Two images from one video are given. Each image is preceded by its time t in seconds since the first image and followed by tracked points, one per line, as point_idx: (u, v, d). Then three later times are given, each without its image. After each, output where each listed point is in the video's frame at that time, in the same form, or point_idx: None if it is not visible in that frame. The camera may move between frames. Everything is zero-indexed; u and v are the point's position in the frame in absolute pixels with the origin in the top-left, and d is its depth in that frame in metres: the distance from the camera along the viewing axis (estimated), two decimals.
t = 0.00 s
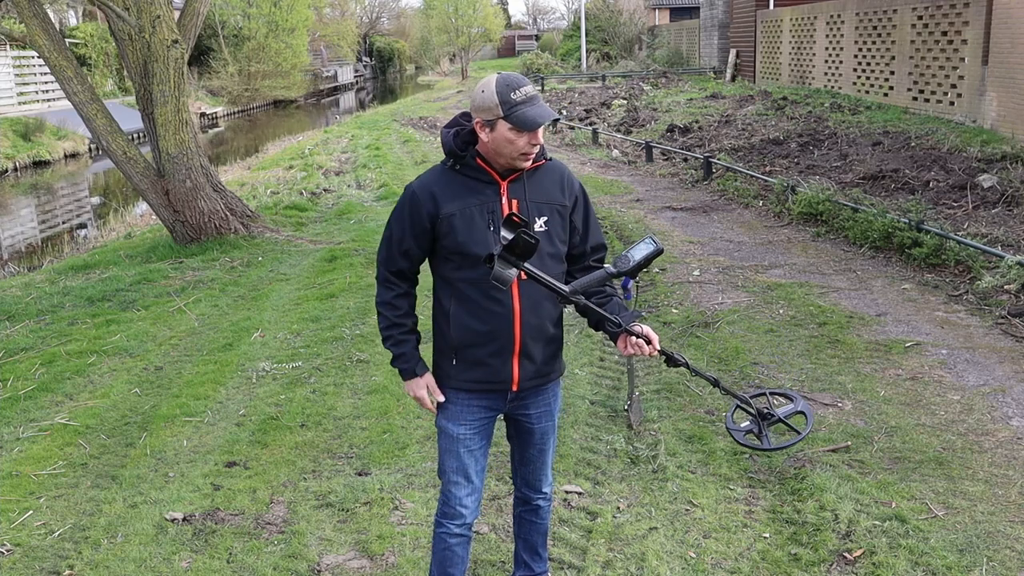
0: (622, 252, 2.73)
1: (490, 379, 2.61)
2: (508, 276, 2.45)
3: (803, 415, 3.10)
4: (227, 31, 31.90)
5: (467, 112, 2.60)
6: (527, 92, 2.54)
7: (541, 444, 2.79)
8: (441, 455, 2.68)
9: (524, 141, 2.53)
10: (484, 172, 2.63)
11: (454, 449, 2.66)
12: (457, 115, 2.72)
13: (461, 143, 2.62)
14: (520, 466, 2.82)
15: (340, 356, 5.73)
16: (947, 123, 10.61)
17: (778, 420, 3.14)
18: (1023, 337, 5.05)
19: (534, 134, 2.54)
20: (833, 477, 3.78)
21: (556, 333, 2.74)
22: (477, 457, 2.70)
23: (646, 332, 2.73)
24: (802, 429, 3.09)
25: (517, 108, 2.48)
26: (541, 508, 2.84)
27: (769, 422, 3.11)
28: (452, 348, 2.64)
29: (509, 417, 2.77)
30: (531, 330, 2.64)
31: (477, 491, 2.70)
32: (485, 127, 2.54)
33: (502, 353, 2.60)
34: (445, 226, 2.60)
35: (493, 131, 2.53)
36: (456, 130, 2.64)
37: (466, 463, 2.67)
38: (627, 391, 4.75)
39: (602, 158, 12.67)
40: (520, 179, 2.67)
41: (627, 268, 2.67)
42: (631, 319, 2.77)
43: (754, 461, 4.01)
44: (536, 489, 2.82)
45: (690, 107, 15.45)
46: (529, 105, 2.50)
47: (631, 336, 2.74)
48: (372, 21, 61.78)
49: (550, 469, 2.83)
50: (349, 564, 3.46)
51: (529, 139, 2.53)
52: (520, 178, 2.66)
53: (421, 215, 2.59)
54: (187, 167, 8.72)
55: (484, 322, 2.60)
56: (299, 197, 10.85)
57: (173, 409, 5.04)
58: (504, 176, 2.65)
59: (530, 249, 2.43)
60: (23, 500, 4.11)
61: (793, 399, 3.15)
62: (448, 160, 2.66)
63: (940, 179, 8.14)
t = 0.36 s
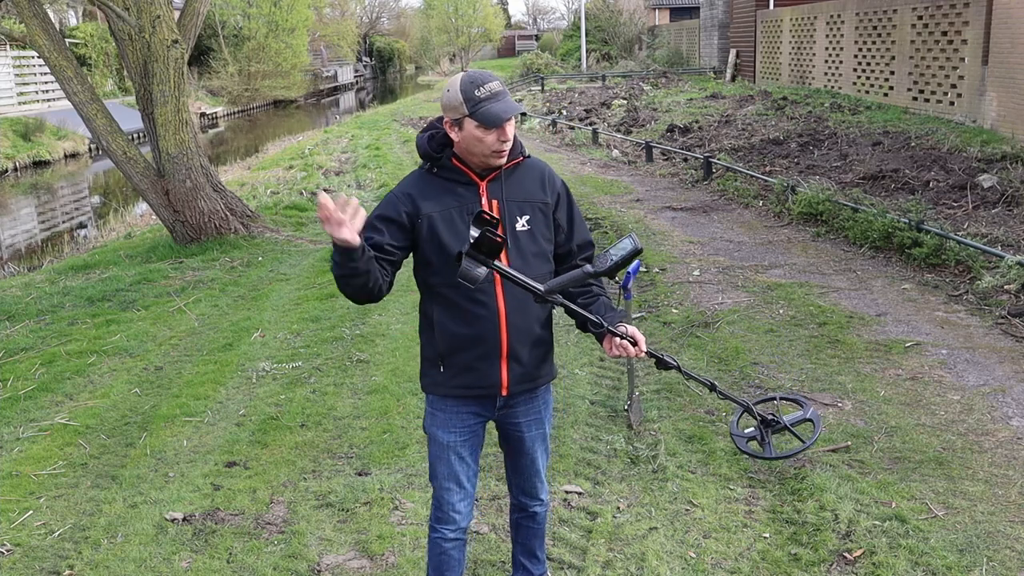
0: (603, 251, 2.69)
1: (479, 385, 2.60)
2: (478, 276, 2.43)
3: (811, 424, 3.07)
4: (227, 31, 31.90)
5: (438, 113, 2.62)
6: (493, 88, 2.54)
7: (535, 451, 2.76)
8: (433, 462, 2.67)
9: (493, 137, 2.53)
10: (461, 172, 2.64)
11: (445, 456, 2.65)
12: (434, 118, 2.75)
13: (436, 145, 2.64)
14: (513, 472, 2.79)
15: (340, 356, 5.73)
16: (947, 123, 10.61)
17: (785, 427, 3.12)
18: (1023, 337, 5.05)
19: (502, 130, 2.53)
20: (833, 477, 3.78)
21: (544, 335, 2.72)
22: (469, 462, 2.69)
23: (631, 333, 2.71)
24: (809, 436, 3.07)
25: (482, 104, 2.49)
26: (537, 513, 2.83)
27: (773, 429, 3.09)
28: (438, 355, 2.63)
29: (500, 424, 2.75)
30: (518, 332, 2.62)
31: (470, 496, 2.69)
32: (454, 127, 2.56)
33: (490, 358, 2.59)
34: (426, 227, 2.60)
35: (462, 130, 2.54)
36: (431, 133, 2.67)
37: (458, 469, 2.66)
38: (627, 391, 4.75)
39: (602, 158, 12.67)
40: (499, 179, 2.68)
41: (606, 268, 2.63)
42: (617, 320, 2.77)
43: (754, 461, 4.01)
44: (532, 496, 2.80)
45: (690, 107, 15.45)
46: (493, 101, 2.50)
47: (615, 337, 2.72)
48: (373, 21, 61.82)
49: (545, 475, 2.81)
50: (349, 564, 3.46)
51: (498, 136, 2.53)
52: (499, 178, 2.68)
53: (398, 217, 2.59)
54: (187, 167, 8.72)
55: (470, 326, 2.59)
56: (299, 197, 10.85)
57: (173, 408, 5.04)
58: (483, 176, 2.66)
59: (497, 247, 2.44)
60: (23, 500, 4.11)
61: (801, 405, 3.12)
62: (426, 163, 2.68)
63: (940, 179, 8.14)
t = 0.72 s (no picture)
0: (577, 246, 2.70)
1: (468, 392, 2.58)
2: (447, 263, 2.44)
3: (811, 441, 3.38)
4: (227, 31, 31.89)
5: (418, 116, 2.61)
6: (476, 89, 2.55)
7: (525, 457, 2.74)
8: (422, 470, 2.66)
9: (476, 138, 2.52)
10: (443, 177, 2.62)
11: (435, 464, 2.64)
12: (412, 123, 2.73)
13: (416, 151, 2.63)
14: (504, 478, 2.77)
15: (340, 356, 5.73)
16: (947, 123, 10.61)
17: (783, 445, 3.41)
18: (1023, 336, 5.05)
19: (486, 131, 2.53)
20: (833, 477, 3.78)
21: (530, 339, 2.72)
22: (458, 469, 2.68)
23: (611, 333, 2.71)
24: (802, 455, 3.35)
25: (465, 104, 2.49)
26: (531, 518, 2.79)
27: (770, 446, 3.39)
28: (424, 365, 2.60)
29: (488, 432, 2.73)
30: (506, 337, 2.62)
31: (460, 501, 2.69)
32: (436, 129, 2.54)
33: (479, 364, 2.58)
34: (408, 234, 2.58)
35: (445, 132, 2.53)
36: (410, 138, 2.65)
37: (448, 475, 2.65)
38: (627, 391, 4.75)
39: (602, 158, 12.67)
40: (480, 182, 2.67)
41: (578, 262, 2.66)
42: (599, 321, 2.77)
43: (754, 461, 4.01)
44: (526, 501, 2.77)
45: (690, 107, 15.45)
46: (477, 102, 2.50)
47: (594, 337, 2.72)
48: (373, 21, 61.86)
49: (537, 479, 2.78)
50: (349, 564, 3.46)
51: (482, 137, 2.53)
52: (480, 181, 2.67)
53: (381, 226, 2.56)
54: (187, 167, 8.72)
55: (457, 332, 2.58)
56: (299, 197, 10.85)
57: (173, 408, 5.04)
58: (464, 180, 2.65)
59: (466, 233, 2.43)
60: (23, 500, 4.11)
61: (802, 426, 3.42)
62: (406, 168, 2.66)
63: (940, 179, 8.14)
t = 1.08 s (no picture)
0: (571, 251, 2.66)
1: (453, 398, 2.59)
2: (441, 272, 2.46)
3: (834, 471, 2.97)
4: (227, 31, 31.89)
5: (404, 116, 2.56)
6: (467, 91, 2.53)
7: (515, 455, 2.74)
8: (413, 472, 2.65)
9: (466, 142, 2.50)
10: (425, 180, 2.60)
11: (426, 466, 2.63)
12: (390, 123, 2.69)
13: (397, 152, 2.59)
14: (495, 476, 2.77)
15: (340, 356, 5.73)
16: (947, 123, 10.61)
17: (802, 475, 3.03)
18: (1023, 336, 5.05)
19: (476, 135, 2.52)
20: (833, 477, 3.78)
21: (514, 342, 2.72)
22: (450, 470, 2.68)
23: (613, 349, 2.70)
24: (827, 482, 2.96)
25: (458, 106, 2.46)
26: (527, 515, 2.78)
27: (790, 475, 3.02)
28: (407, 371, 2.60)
29: (477, 432, 2.73)
30: (490, 341, 2.62)
31: (452, 501, 2.68)
32: (423, 128, 2.50)
33: (463, 370, 2.59)
34: (388, 239, 2.55)
35: (433, 133, 2.49)
36: (391, 139, 2.61)
37: (439, 477, 2.65)
38: (626, 391, 4.75)
39: (602, 158, 12.68)
40: (461, 187, 2.65)
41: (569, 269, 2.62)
42: (601, 336, 2.77)
43: (754, 460, 4.01)
44: (520, 497, 2.76)
45: (690, 107, 15.46)
46: (470, 105, 2.49)
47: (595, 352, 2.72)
48: (373, 21, 61.91)
49: (530, 476, 2.77)
50: (349, 564, 3.46)
51: (471, 141, 2.51)
52: (462, 185, 2.65)
53: (364, 231, 2.54)
54: (187, 167, 8.72)
55: (438, 337, 2.57)
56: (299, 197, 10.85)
57: (173, 408, 5.04)
58: (445, 184, 2.63)
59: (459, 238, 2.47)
60: (23, 500, 4.11)
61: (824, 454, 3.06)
62: (386, 169, 2.62)
63: (940, 178, 8.15)
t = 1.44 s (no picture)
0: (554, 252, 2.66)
1: (438, 402, 2.58)
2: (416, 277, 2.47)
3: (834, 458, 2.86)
4: (227, 31, 31.90)
5: (383, 118, 2.56)
6: (447, 92, 2.54)
7: (505, 457, 2.74)
8: (404, 476, 2.65)
9: (446, 141, 2.50)
10: (404, 184, 2.60)
11: (417, 470, 2.62)
12: (367, 129, 2.68)
13: (375, 157, 2.58)
14: (486, 478, 2.77)
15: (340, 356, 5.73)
16: (947, 123, 10.61)
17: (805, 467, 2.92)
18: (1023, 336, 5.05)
19: (456, 136, 2.52)
20: (833, 477, 3.78)
21: (500, 344, 2.73)
22: (440, 472, 2.67)
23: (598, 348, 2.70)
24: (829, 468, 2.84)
25: (439, 106, 2.47)
26: (519, 516, 2.77)
27: (791, 468, 2.91)
28: (393, 376, 2.60)
29: (466, 435, 2.73)
30: (475, 344, 2.62)
31: (444, 503, 2.68)
32: (403, 129, 2.50)
33: (448, 373, 2.58)
34: (369, 246, 2.55)
35: (414, 133, 2.49)
36: (369, 144, 2.60)
37: (429, 479, 2.64)
38: (626, 391, 4.74)
39: (602, 158, 12.67)
40: (440, 190, 2.65)
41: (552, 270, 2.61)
42: (586, 335, 2.76)
43: (754, 461, 4.01)
44: (512, 498, 2.76)
45: (690, 107, 15.45)
46: (451, 104, 2.50)
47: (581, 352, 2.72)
48: (373, 21, 61.94)
49: (520, 477, 2.77)
50: (349, 564, 3.46)
51: (451, 141, 2.52)
52: (441, 188, 2.64)
53: (344, 237, 2.53)
54: (187, 167, 8.72)
55: (422, 340, 2.57)
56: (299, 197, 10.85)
57: (173, 408, 5.04)
58: (425, 187, 2.63)
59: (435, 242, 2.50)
60: (23, 500, 4.11)
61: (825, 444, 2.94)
62: (364, 175, 2.62)
63: (940, 179, 8.14)
